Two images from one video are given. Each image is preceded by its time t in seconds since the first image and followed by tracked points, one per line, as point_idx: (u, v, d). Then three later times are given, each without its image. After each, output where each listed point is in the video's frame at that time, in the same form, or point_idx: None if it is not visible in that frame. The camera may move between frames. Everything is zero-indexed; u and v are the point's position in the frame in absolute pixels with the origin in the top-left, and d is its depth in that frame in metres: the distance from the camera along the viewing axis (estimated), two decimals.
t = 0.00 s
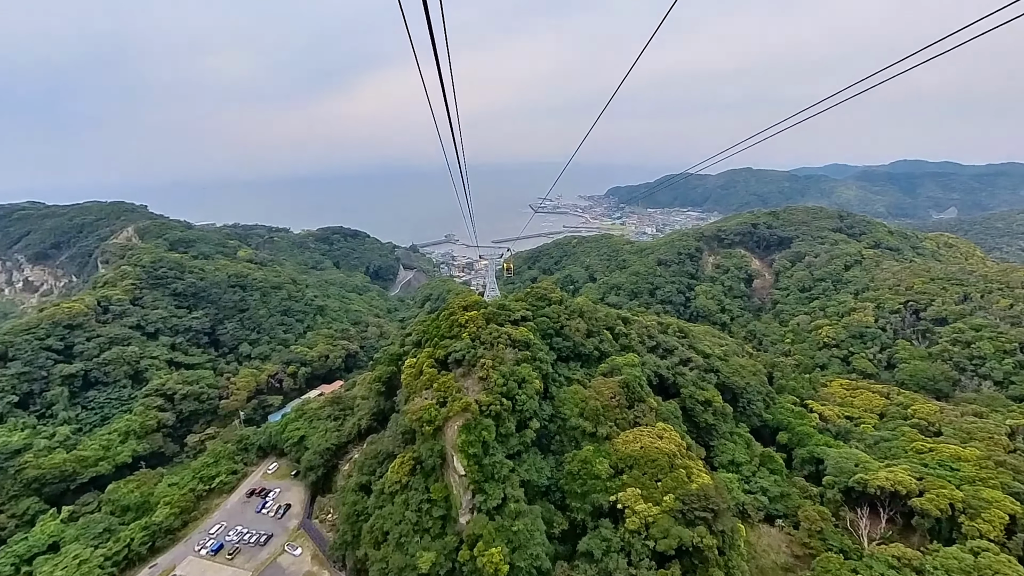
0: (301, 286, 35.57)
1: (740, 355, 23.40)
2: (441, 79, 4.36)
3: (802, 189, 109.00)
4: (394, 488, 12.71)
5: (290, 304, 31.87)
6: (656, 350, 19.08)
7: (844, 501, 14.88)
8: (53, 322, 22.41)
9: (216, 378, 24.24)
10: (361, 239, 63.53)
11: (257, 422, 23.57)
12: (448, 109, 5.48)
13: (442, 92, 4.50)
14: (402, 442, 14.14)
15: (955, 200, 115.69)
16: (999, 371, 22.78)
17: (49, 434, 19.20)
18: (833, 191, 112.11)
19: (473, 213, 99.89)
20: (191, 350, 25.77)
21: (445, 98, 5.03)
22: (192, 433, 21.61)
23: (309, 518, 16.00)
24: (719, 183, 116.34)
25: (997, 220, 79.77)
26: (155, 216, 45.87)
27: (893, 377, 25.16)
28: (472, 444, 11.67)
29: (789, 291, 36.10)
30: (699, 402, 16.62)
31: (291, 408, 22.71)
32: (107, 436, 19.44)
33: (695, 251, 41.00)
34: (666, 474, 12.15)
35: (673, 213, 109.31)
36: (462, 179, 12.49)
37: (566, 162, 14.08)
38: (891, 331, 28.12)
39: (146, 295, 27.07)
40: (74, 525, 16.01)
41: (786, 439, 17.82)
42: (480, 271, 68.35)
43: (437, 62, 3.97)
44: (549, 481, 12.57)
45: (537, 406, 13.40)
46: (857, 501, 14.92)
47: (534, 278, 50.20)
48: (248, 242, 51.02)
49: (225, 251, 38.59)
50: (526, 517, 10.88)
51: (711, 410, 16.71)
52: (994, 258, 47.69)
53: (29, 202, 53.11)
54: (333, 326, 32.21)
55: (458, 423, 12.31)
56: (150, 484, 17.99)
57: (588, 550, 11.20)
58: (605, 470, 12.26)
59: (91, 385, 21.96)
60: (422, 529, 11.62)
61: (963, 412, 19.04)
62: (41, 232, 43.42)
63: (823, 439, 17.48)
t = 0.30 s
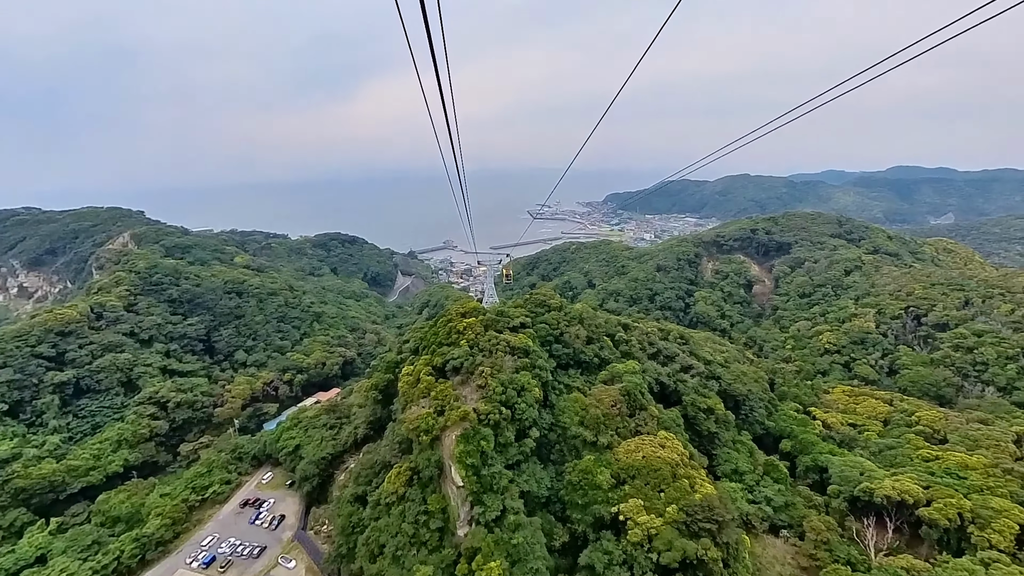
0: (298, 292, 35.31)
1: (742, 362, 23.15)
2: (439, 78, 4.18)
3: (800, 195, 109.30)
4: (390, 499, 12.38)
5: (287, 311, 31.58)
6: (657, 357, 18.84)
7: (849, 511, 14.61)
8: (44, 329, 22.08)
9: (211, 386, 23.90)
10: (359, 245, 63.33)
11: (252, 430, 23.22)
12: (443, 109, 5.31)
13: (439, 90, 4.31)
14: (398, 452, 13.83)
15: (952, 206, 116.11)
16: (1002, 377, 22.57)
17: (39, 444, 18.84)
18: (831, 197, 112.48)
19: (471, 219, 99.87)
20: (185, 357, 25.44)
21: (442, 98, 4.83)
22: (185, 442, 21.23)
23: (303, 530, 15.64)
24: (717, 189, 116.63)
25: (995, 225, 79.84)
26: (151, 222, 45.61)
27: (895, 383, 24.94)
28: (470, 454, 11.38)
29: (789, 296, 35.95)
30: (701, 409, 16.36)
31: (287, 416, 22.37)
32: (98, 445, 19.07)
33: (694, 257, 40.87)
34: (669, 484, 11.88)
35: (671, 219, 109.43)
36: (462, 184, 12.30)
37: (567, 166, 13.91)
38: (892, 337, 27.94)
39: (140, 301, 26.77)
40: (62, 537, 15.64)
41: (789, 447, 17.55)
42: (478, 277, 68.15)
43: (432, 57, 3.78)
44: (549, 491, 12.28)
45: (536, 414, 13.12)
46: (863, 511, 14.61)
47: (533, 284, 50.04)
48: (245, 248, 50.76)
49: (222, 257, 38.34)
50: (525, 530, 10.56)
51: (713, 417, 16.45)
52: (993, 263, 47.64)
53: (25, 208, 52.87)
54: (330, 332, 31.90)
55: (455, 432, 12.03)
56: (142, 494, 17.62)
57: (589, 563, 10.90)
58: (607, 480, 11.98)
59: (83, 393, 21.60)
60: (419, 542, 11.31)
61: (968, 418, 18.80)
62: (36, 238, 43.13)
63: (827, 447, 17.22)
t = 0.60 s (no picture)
0: (294, 299, 35.02)
1: (742, 368, 22.95)
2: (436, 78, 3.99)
3: (797, 201, 109.62)
4: (386, 511, 12.08)
5: (283, 318, 31.29)
6: (657, 364, 18.62)
7: (854, 520, 14.37)
8: (35, 336, 21.76)
9: (206, 394, 23.55)
10: (357, 252, 63.11)
11: (247, 439, 22.87)
12: (441, 114, 5.15)
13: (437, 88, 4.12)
14: (395, 462, 13.54)
15: (948, 211, 116.64)
16: (1004, 383, 22.42)
17: (28, 453, 18.47)
18: (828, 203, 112.89)
19: (469, 225, 99.83)
20: (179, 365, 25.10)
21: (441, 100, 4.64)
22: (178, 451, 20.86)
23: (298, 542, 15.30)
24: (714, 195, 116.94)
25: (992, 230, 80.06)
26: (148, 228, 45.36)
27: (897, 390, 24.75)
28: (468, 465, 11.11)
29: (789, 302, 35.83)
30: (702, 417, 16.12)
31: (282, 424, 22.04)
32: (89, 455, 18.71)
33: (693, 263, 40.77)
34: (672, 494, 11.63)
35: (669, 225, 109.64)
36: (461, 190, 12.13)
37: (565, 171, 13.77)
38: (893, 343, 27.79)
39: (134, 308, 26.47)
40: (50, 550, 15.28)
41: (792, 455, 17.29)
42: (476, 283, 67.92)
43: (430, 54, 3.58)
44: (549, 502, 12.01)
45: (535, 423, 12.87)
46: (869, 520, 14.37)
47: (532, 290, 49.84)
48: (242, 254, 50.48)
49: (218, 264, 38.08)
50: (525, 542, 10.27)
51: (715, 425, 16.21)
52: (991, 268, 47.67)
53: (20, 214, 52.54)
54: (327, 339, 31.60)
55: (453, 442, 11.75)
56: (133, 505, 17.27)
57: None
58: (608, 491, 11.73)
59: (74, 401, 21.23)
60: (416, 556, 11.01)
61: (972, 425, 18.58)
62: (31, 244, 42.79)
63: (830, 455, 16.99)
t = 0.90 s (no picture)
0: (292, 303, 34.74)
1: (744, 372, 22.73)
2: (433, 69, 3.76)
3: (795, 204, 109.71)
4: (383, 520, 11.78)
5: (281, 322, 31.00)
6: (659, 368, 18.40)
7: (860, 527, 14.13)
8: (28, 340, 21.48)
9: (201, 399, 23.23)
10: (355, 255, 62.88)
11: (242, 445, 22.58)
12: (440, 112, 4.93)
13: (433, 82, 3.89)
14: (392, 469, 13.26)
15: (946, 214, 116.94)
16: (1008, 387, 22.24)
17: (19, 460, 18.16)
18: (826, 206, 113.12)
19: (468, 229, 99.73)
20: (175, 370, 24.79)
21: (439, 96, 4.44)
22: (172, 458, 20.53)
23: (293, 551, 14.98)
24: (712, 198, 116.99)
25: (990, 233, 80.12)
26: (145, 231, 45.16)
27: (899, 393, 24.55)
28: (466, 473, 10.85)
29: (789, 305, 35.67)
30: (705, 422, 15.88)
31: (278, 430, 21.75)
32: (81, 461, 18.39)
33: (693, 266, 40.61)
34: (675, 502, 11.39)
35: (668, 229, 109.70)
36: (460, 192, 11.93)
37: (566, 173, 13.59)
38: (895, 346, 27.59)
39: (130, 312, 26.19)
40: (39, 559, 14.97)
41: (796, 460, 17.05)
42: (475, 287, 67.72)
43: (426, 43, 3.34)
44: (549, 510, 11.75)
45: (536, 429, 12.62)
46: (875, 527, 14.12)
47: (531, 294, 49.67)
48: (240, 258, 50.24)
49: (215, 267, 37.84)
50: (526, 552, 9.99)
51: (718, 431, 15.97)
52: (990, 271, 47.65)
53: (17, 216, 52.26)
54: (325, 343, 31.33)
55: (452, 449, 11.49)
56: (125, 513, 16.96)
57: None
58: (610, 498, 11.47)
59: (67, 406, 20.91)
60: (413, 566, 10.73)
61: (977, 429, 18.37)
62: (27, 247, 42.54)
63: (834, 460, 16.76)
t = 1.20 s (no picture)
0: (290, 303, 34.53)
1: (746, 373, 22.49)
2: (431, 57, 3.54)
3: (795, 204, 109.57)
4: (381, 524, 11.56)
5: (279, 322, 30.77)
6: (661, 369, 18.19)
7: (866, 530, 13.93)
8: (23, 341, 21.25)
9: (198, 400, 23.00)
10: (354, 255, 62.64)
11: (240, 446, 22.37)
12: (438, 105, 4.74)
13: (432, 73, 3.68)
14: (390, 472, 13.05)
15: (946, 214, 116.87)
16: (1012, 388, 22.06)
17: (13, 462, 17.91)
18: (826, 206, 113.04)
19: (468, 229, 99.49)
20: (172, 370, 24.56)
21: (437, 86, 4.24)
22: (169, 460, 20.30)
23: (290, 554, 14.74)
24: (712, 198, 116.84)
25: (990, 233, 80.00)
26: (143, 231, 44.89)
27: (902, 394, 24.37)
28: (466, 477, 10.64)
29: (790, 306, 35.48)
30: (708, 424, 15.67)
31: (276, 431, 21.53)
32: (76, 463, 18.15)
33: (693, 266, 40.41)
34: (679, 506, 11.18)
35: (668, 229, 109.56)
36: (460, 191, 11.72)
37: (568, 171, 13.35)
38: (898, 346, 27.37)
39: (126, 312, 25.95)
40: (32, 563, 14.77)
41: (799, 462, 16.85)
42: (475, 287, 67.51)
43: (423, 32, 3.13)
44: (550, 514, 11.54)
45: (537, 432, 12.39)
46: (881, 530, 13.92)
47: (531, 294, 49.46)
48: (239, 258, 50.02)
49: (214, 267, 37.62)
50: (526, 557, 9.77)
51: (721, 432, 15.77)
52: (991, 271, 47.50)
53: (15, 216, 52.03)
54: (323, 344, 31.11)
55: (451, 452, 11.27)
56: (121, 515, 16.74)
57: None
58: (613, 502, 11.25)
59: (62, 408, 20.68)
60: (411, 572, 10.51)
61: (983, 431, 18.16)
62: (25, 247, 42.28)
63: (838, 462, 16.55)
